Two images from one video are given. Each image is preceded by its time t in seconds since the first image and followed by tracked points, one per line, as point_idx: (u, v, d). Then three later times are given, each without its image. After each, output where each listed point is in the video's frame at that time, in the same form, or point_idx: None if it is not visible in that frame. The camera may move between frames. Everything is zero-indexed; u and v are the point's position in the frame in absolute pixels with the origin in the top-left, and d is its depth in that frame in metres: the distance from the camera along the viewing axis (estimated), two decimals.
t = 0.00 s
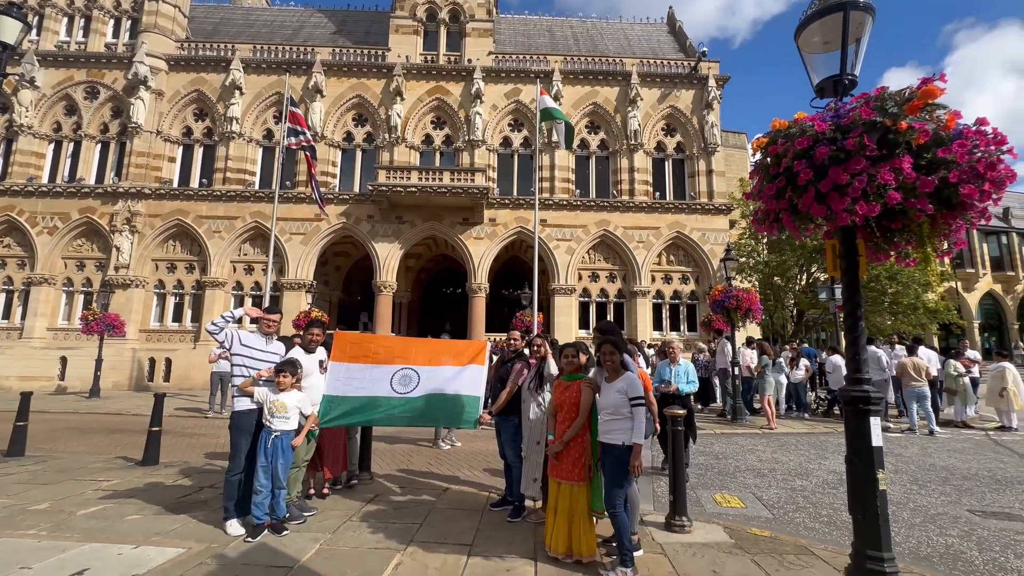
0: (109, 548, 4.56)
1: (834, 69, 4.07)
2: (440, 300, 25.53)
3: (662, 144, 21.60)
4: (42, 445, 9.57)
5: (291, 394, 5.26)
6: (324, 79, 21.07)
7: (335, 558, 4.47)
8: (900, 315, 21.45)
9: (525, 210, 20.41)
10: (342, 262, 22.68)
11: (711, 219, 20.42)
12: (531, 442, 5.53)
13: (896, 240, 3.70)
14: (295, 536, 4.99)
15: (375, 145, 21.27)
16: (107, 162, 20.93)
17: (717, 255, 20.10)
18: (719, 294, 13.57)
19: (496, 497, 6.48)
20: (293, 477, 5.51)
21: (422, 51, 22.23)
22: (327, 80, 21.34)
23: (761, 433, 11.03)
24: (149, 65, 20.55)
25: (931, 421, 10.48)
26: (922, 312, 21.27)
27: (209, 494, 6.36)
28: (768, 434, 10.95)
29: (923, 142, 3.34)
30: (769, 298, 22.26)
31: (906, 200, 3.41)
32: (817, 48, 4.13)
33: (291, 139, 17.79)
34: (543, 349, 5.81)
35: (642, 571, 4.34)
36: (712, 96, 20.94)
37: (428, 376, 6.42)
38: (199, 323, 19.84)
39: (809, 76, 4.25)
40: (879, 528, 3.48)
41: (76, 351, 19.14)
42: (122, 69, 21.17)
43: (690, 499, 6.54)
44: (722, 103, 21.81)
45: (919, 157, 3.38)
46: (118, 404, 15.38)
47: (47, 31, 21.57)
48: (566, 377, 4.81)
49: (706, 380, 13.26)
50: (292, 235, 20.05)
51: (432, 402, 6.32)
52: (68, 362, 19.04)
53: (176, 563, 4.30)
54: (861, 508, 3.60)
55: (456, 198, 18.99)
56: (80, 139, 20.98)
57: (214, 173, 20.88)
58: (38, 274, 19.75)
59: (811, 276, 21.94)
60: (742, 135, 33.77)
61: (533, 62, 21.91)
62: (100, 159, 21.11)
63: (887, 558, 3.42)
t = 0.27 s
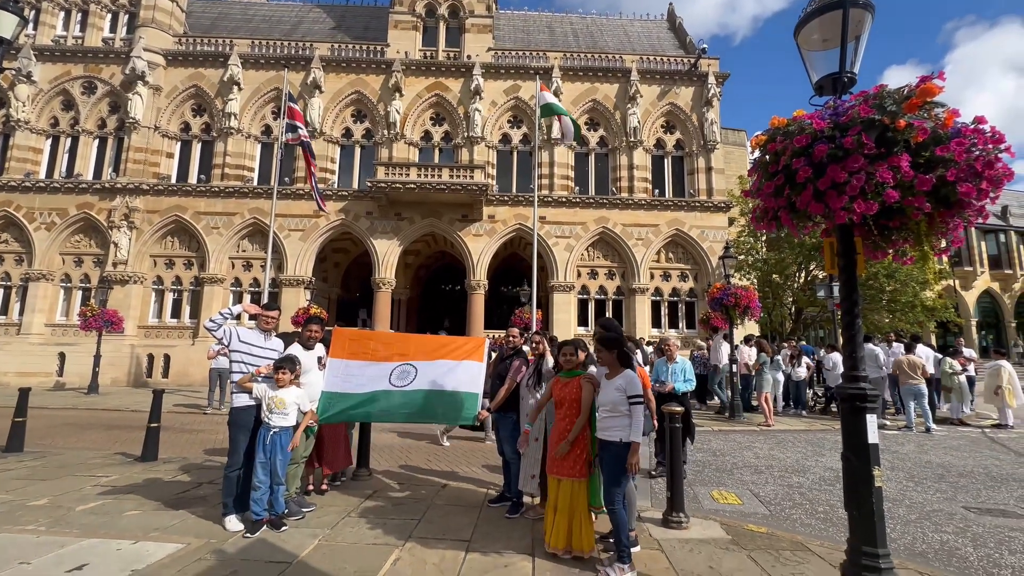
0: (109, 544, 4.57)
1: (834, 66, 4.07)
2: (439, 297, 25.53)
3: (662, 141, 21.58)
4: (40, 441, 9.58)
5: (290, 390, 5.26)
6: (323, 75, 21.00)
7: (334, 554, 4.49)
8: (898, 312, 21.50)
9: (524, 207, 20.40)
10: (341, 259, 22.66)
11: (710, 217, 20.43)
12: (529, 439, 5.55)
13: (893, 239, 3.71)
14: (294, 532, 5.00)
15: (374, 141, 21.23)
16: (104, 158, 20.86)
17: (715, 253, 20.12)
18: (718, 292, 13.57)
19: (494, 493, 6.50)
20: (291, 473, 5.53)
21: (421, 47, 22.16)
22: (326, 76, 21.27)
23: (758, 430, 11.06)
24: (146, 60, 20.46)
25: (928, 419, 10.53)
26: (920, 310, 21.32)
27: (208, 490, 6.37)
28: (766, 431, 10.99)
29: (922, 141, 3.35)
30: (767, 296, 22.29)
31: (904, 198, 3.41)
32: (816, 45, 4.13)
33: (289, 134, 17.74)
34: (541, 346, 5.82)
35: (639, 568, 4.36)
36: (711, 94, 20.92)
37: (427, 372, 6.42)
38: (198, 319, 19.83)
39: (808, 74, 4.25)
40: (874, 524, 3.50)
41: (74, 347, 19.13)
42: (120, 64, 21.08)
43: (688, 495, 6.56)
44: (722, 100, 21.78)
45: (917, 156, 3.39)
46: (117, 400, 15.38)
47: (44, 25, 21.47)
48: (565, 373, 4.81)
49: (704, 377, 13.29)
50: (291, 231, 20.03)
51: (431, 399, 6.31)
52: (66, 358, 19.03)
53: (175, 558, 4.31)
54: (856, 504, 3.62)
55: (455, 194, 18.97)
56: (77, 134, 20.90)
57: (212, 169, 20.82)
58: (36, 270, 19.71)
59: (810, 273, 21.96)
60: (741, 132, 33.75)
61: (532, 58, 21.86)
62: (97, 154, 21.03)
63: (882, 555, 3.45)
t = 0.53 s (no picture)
0: (111, 538, 4.58)
1: (836, 62, 4.04)
2: (439, 293, 25.54)
3: (663, 137, 21.52)
4: (42, 436, 9.60)
5: (290, 385, 5.26)
6: (323, 70, 20.94)
7: (335, 548, 4.51)
8: (899, 309, 21.49)
9: (524, 203, 20.37)
10: (342, 255, 22.66)
11: (711, 213, 20.40)
12: (529, 435, 5.56)
13: (895, 235, 3.70)
14: (295, 527, 5.02)
15: (374, 136, 21.19)
16: (104, 153, 20.84)
17: (716, 249, 20.10)
18: (718, 288, 13.56)
19: (494, 488, 6.52)
20: (292, 469, 5.54)
21: (421, 42, 22.09)
22: (326, 71, 21.21)
23: (758, 426, 11.08)
24: (146, 55, 20.41)
25: (927, 415, 10.54)
26: (921, 307, 21.31)
27: (209, 485, 6.39)
28: (766, 427, 11.01)
29: (924, 136, 3.33)
30: (768, 292, 22.29)
31: (906, 195, 3.40)
32: (818, 40, 4.11)
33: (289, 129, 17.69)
34: (542, 343, 5.82)
35: (639, 563, 4.38)
36: (713, 89, 20.85)
37: (427, 368, 6.42)
38: (198, 315, 19.85)
39: (810, 69, 4.23)
40: (873, 521, 3.51)
41: (76, 343, 19.17)
42: (119, 59, 21.03)
43: (687, 491, 6.58)
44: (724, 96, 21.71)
45: (920, 152, 3.38)
46: (118, 395, 15.42)
47: (43, 20, 21.40)
48: (567, 370, 4.81)
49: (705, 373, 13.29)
50: (291, 227, 20.02)
51: (432, 395, 6.32)
52: (68, 353, 19.07)
53: (176, 552, 4.33)
54: (855, 500, 3.62)
55: (456, 190, 18.95)
56: (77, 130, 20.87)
57: (213, 165, 20.80)
58: (36, 266, 19.72)
59: (811, 270, 21.94)
60: (743, 128, 33.66)
61: (533, 54, 21.77)
62: (97, 149, 21.01)
63: (880, 550, 3.46)
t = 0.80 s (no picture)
0: (116, 531, 4.61)
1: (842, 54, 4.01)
2: (441, 288, 25.56)
3: (666, 132, 21.43)
4: (47, 430, 9.65)
5: (292, 380, 5.27)
6: (324, 64, 20.88)
7: (339, 541, 4.53)
8: (902, 305, 21.44)
9: (526, 198, 20.32)
10: (343, 250, 22.66)
11: (714, 208, 20.33)
12: (530, 430, 5.56)
13: (899, 229, 3.68)
14: (298, 520, 5.04)
15: (376, 131, 21.14)
16: (107, 148, 20.84)
17: (718, 244, 20.05)
18: (721, 284, 13.52)
19: (496, 482, 6.54)
20: (295, 463, 5.55)
21: (423, 36, 22.00)
22: (327, 65, 21.15)
23: (760, 421, 11.09)
24: (147, 50, 20.36)
25: (930, 411, 10.51)
26: (924, 302, 21.25)
27: (213, 479, 6.41)
28: (767, 422, 11.03)
29: (930, 129, 3.31)
30: (770, 288, 22.25)
31: (912, 187, 3.37)
32: (824, 33, 4.07)
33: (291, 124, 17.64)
34: (543, 338, 5.80)
35: (640, 557, 4.39)
36: (716, 83, 20.73)
37: (430, 363, 6.42)
38: (201, 310, 19.89)
39: (816, 61, 4.19)
40: (875, 515, 3.50)
41: (80, 338, 19.25)
42: (120, 54, 20.99)
43: (689, 486, 6.58)
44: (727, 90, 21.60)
45: (926, 144, 3.35)
46: (122, 390, 15.49)
47: (44, 14, 21.36)
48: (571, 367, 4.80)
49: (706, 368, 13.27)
50: (293, 222, 20.02)
51: (434, 390, 6.33)
52: (72, 348, 19.15)
53: (181, 545, 4.35)
54: (857, 494, 3.62)
55: (458, 185, 18.91)
56: (79, 125, 20.87)
57: (214, 160, 20.79)
58: (39, 261, 19.77)
59: (814, 265, 21.88)
60: (746, 123, 33.50)
61: (535, 47, 21.67)
62: (99, 144, 21.01)
63: (883, 545, 3.46)
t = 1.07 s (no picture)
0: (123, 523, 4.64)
1: (850, 44, 3.96)
2: (444, 283, 25.58)
3: (669, 125, 21.32)
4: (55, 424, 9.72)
5: (297, 373, 5.29)
6: (326, 58, 20.81)
7: (344, 534, 4.56)
8: (907, 299, 21.35)
9: (529, 192, 20.26)
10: (346, 245, 22.68)
11: (718, 202, 20.23)
12: (533, 424, 5.56)
13: (906, 222, 3.66)
14: (303, 513, 5.06)
15: (378, 126, 21.10)
16: (110, 144, 20.85)
17: (722, 238, 19.97)
18: (724, 278, 13.46)
19: (500, 476, 6.56)
20: (300, 456, 5.57)
21: (425, 29, 21.90)
22: (329, 59, 21.08)
23: (763, 415, 11.10)
24: (149, 45, 20.32)
25: (934, 405, 10.48)
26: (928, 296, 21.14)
27: (219, 472, 6.45)
28: (771, 416, 11.02)
29: (939, 121, 3.27)
30: (774, 282, 22.18)
31: (919, 180, 3.34)
32: (831, 23, 4.02)
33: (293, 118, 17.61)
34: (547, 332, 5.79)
35: (644, 550, 4.39)
36: (720, 76, 20.58)
37: (434, 358, 6.45)
38: (205, 305, 19.96)
39: (822, 52, 4.15)
40: (879, 509, 3.50)
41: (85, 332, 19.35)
42: (122, 48, 20.94)
43: (692, 479, 6.59)
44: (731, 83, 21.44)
45: (934, 136, 3.32)
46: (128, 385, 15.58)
47: (46, 10, 21.33)
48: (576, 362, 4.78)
49: (709, 362, 13.25)
50: (296, 217, 20.03)
51: (438, 384, 6.36)
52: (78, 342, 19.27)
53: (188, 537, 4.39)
54: (862, 488, 3.62)
55: (460, 179, 18.87)
56: (83, 120, 20.87)
57: (217, 155, 20.78)
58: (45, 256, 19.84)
59: (818, 259, 21.77)
60: (750, 116, 33.28)
61: (538, 40, 21.54)
62: (102, 140, 21.01)
63: (887, 538, 3.45)
